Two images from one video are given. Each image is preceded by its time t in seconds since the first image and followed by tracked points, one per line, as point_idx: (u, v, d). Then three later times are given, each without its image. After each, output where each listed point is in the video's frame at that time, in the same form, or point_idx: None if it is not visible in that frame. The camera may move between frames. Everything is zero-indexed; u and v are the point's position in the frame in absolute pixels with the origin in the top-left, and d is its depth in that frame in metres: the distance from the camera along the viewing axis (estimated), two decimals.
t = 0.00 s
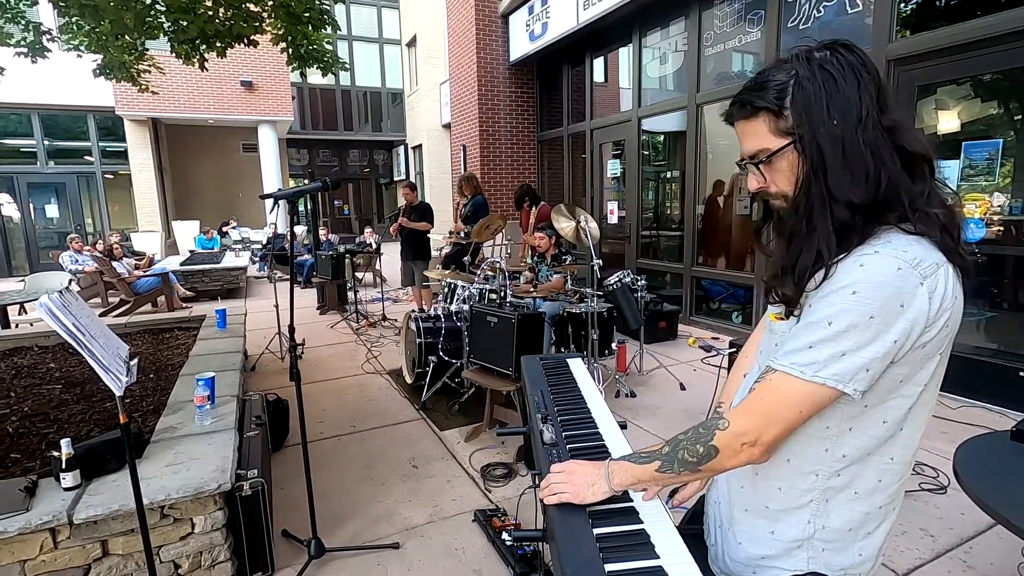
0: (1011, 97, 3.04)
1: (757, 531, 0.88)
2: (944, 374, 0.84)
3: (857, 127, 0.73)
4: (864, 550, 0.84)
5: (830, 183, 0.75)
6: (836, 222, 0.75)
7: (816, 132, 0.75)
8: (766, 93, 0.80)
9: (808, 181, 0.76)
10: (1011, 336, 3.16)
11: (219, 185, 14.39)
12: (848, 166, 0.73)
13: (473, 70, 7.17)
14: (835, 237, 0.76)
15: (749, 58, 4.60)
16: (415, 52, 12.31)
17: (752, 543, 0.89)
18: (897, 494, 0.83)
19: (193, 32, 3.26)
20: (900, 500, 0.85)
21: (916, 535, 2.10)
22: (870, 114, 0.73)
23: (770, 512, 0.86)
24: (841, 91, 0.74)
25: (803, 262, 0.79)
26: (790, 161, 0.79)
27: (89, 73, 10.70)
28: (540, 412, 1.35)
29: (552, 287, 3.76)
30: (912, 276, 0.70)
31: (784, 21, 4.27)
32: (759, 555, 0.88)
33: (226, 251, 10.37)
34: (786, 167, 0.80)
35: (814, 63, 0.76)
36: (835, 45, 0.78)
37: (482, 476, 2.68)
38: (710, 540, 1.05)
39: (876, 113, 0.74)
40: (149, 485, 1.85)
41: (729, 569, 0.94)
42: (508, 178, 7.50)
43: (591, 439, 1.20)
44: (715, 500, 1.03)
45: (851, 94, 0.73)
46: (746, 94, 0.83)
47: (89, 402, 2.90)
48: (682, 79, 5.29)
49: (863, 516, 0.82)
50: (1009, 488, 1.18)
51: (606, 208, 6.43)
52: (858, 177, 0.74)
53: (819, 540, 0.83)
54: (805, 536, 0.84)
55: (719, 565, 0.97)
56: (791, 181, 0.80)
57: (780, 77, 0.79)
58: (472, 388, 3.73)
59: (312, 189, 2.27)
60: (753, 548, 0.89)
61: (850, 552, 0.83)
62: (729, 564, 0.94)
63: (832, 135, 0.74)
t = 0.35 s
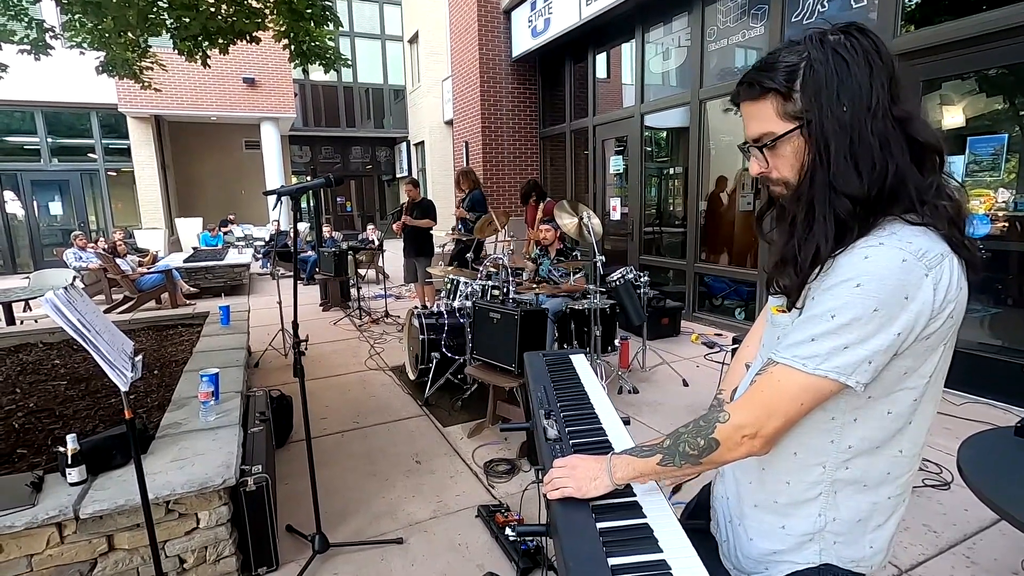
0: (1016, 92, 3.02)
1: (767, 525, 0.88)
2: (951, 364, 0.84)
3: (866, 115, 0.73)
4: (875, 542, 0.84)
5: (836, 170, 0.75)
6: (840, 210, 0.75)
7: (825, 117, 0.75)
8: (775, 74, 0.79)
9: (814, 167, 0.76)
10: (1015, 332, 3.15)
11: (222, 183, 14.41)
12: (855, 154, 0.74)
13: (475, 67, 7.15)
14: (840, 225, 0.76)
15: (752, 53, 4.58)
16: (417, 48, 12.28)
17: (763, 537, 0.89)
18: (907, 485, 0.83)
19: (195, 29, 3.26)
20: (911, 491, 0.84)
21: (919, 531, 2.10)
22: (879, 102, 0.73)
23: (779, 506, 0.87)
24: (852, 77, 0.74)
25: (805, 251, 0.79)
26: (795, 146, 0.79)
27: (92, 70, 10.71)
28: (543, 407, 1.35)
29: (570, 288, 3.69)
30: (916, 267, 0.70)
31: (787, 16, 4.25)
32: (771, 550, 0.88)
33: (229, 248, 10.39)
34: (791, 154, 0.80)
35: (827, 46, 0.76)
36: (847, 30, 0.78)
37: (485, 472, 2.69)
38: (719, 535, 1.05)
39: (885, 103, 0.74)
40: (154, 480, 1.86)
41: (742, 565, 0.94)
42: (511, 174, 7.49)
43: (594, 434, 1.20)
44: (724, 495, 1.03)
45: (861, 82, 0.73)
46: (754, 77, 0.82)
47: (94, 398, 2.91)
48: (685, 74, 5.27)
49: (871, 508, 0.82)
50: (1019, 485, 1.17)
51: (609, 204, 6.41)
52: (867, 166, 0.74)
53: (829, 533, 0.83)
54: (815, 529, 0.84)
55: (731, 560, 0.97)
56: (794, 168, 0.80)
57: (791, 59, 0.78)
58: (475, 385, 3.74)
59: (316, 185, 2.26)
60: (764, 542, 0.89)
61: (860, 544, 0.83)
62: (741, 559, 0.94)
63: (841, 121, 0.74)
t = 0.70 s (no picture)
0: (1014, 91, 3.02)
1: (764, 524, 0.89)
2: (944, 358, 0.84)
3: (835, 119, 0.73)
4: (872, 538, 0.84)
5: (811, 177, 0.75)
6: (818, 216, 0.76)
7: (796, 126, 0.75)
8: (747, 89, 0.79)
9: (789, 174, 0.77)
10: (1013, 331, 3.15)
11: (221, 182, 14.41)
12: (829, 160, 0.74)
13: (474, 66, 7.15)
14: (818, 230, 0.76)
15: (752, 52, 4.58)
16: (416, 47, 12.27)
17: (760, 536, 0.89)
18: (902, 479, 0.83)
19: (194, 28, 3.27)
20: (907, 486, 0.85)
21: (918, 529, 2.10)
22: (849, 108, 0.73)
23: (776, 505, 0.87)
24: (820, 85, 0.74)
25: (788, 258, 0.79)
26: (774, 155, 0.79)
27: (91, 69, 10.70)
28: (543, 407, 1.36)
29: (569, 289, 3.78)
30: (901, 260, 0.70)
31: (787, 15, 4.25)
32: (768, 548, 0.88)
33: (228, 247, 10.40)
34: (771, 161, 0.80)
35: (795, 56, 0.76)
36: (816, 37, 0.78)
37: (485, 471, 2.69)
38: (718, 536, 1.04)
39: (855, 107, 0.74)
40: (154, 478, 1.86)
41: (739, 564, 0.94)
42: (510, 174, 7.48)
43: (594, 433, 1.21)
44: (722, 495, 1.03)
45: (829, 88, 0.73)
46: (729, 90, 0.83)
47: (93, 397, 2.91)
48: (684, 74, 5.27)
49: (867, 503, 0.83)
50: (1018, 485, 1.17)
51: (608, 203, 6.42)
52: (840, 170, 0.74)
53: (825, 528, 0.84)
54: (812, 525, 0.84)
55: (728, 560, 0.97)
56: (775, 174, 0.80)
57: (762, 73, 0.78)
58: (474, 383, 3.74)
59: (315, 185, 2.26)
60: (762, 540, 0.89)
61: (858, 540, 0.84)
62: (740, 559, 0.94)
63: (811, 129, 0.74)
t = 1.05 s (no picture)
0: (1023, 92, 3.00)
1: (766, 526, 0.89)
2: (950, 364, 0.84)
3: (825, 135, 0.75)
4: (874, 544, 0.83)
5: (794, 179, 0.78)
6: (792, 215, 0.81)
7: (790, 127, 0.78)
8: (774, 75, 0.83)
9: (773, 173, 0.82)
10: (1022, 334, 3.13)
11: (227, 183, 14.50)
12: (811, 166, 0.77)
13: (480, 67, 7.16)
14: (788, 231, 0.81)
15: (757, 53, 4.57)
16: (422, 49, 12.30)
17: (762, 537, 0.89)
18: (905, 484, 0.83)
19: (202, 30, 3.29)
20: (910, 491, 0.84)
21: (925, 533, 2.09)
22: (846, 123, 0.74)
23: (776, 507, 0.87)
24: (822, 95, 0.75)
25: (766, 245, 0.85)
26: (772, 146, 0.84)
27: (100, 71, 10.79)
28: (548, 408, 1.36)
29: (576, 292, 3.80)
30: (903, 262, 0.71)
31: (792, 17, 4.24)
32: (768, 549, 0.88)
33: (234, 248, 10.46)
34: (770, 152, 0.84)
35: (817, 56, 0.76)
36: (856, 38, 0.75)
37: (489, 472, 2.70)
38: (721, 538, 1.04)
39: (853, 127, 0.74)
40: (162, 478, 1.88)
41: (740, 565, 0.94)
42: (515, 175, 7.49)
43: (599, 435, 1.21)
44: (726, 496, 1.03)
45: (829, 101, 0.75)
46: (763, 69, 0.86)
47: (101, 396, 2.94)
48: (690, 75, 5.27)
49: (870, 508, 0.82)
50: None
51: (613, 205, 6.42)
52: (819, 185, 0.77)
53: (826, 532, 0.84)
54: (812, 528, 0.84)
55: (730, 560, 0.97)
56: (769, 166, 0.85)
57: (788, 62, 0.81)
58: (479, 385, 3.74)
59: (322, 186, 2.27)
60: (763, 542, 0.89)
61: (860, 545, 0.83)
62: (741, 560, 0.93)
63: (803, 132, 0.77)
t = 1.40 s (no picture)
0: None
1: (773, 525, 0.89)
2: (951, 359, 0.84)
3: (817, 135, 0.77)
4: (885, 541, 0.84)
5: (783, 179, 0.81)
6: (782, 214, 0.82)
7: (783, 127, 0.80)
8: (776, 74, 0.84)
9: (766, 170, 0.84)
10: None
11: (229, 184, 14.53)
12: (800, 167, 0.79)
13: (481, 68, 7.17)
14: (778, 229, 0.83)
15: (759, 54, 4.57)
16: (423, 50, 12.32)
17: (771, 536, 0.89)
18: (913, 480, 0.83)
19: (204, 31, 3.30)
20: (917, 487, 0.85)
21: (927, 534, 2.09)
22: (837, 124, 0.75)
23: (784, 506, 0.87)
24: (818, 94, 0.76)
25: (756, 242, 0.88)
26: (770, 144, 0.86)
27: (102, 72, 10.83)
28: (550, 407, 1.37)
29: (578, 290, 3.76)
30: (896, 260, 0.71)
31: (794, 17, 4.24)
32: (777, 548, 0.88)
33: (236, 248, 10.48)
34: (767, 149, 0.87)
35: (816, 54, 0.77)
36: (858, 38, 0.75)
37: (491, 472, 2.70)
38: (729, 537, 1.04)
39: (844, 128, 0.75)
40: (165, 477, 1.88)
41: (749, 565, 0.94)
42: (517, 176, 7.50)
43: (601, 435, 1.21)
44: (732, 495, 1.03)
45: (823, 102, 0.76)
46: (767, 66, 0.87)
47: (104, 396, 2.94)
48: (692, 76, 5.27)
49: (879, 505, 0.82)
50: None
51: (615, 205, 6.41)
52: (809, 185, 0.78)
53: (835, 530, 0.84)
54: (821, 526, 0.84)
55: (739, 560, 0.97)
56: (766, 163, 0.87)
57: (789, 59, 0.82)
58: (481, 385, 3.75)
59: (324, 187, 2.28)
60: (772, 541, 0.89)
61: (870, 543, 0.83)
62: (750, 560, 0.94)
63: (796, 133, 0.79)
